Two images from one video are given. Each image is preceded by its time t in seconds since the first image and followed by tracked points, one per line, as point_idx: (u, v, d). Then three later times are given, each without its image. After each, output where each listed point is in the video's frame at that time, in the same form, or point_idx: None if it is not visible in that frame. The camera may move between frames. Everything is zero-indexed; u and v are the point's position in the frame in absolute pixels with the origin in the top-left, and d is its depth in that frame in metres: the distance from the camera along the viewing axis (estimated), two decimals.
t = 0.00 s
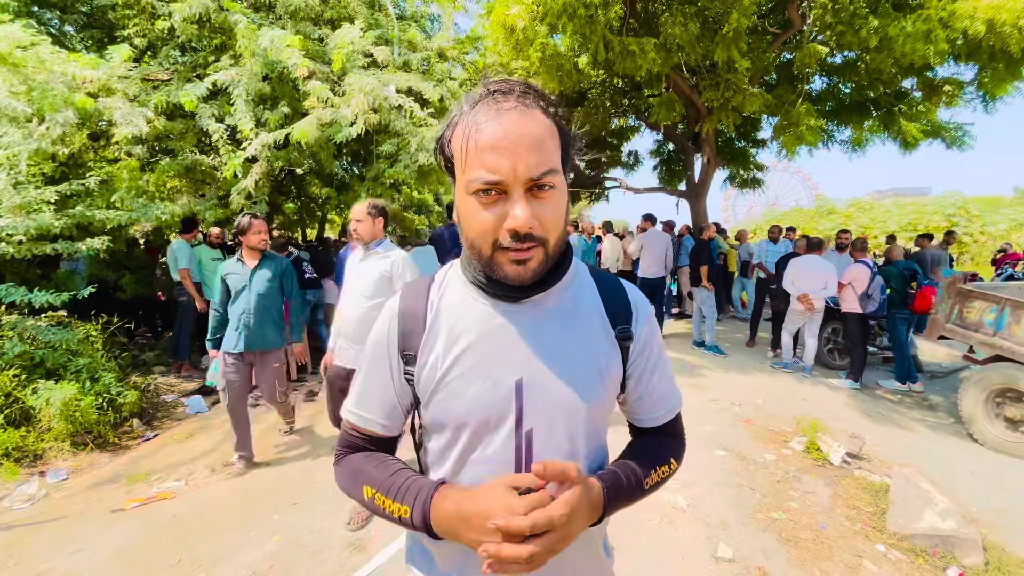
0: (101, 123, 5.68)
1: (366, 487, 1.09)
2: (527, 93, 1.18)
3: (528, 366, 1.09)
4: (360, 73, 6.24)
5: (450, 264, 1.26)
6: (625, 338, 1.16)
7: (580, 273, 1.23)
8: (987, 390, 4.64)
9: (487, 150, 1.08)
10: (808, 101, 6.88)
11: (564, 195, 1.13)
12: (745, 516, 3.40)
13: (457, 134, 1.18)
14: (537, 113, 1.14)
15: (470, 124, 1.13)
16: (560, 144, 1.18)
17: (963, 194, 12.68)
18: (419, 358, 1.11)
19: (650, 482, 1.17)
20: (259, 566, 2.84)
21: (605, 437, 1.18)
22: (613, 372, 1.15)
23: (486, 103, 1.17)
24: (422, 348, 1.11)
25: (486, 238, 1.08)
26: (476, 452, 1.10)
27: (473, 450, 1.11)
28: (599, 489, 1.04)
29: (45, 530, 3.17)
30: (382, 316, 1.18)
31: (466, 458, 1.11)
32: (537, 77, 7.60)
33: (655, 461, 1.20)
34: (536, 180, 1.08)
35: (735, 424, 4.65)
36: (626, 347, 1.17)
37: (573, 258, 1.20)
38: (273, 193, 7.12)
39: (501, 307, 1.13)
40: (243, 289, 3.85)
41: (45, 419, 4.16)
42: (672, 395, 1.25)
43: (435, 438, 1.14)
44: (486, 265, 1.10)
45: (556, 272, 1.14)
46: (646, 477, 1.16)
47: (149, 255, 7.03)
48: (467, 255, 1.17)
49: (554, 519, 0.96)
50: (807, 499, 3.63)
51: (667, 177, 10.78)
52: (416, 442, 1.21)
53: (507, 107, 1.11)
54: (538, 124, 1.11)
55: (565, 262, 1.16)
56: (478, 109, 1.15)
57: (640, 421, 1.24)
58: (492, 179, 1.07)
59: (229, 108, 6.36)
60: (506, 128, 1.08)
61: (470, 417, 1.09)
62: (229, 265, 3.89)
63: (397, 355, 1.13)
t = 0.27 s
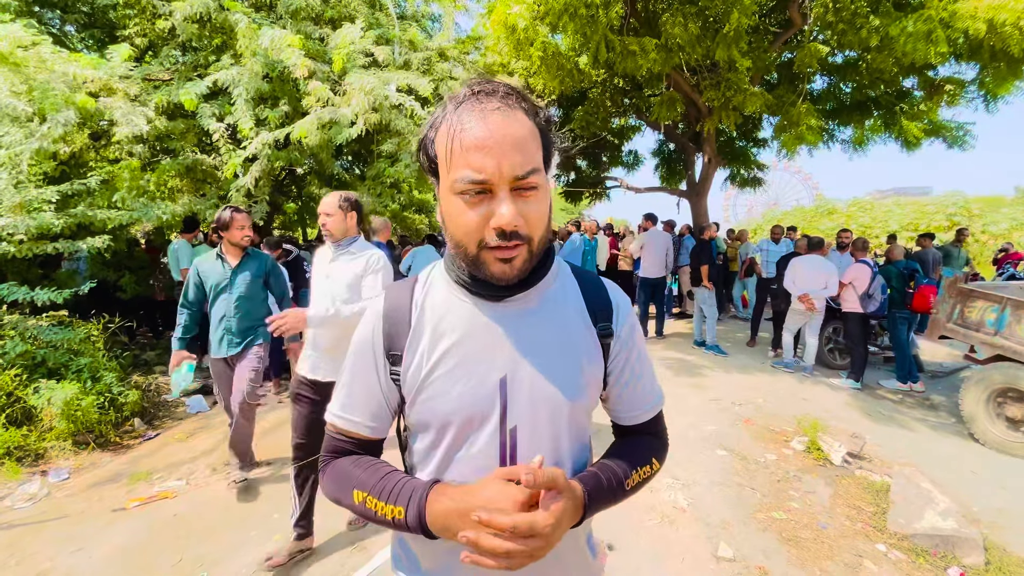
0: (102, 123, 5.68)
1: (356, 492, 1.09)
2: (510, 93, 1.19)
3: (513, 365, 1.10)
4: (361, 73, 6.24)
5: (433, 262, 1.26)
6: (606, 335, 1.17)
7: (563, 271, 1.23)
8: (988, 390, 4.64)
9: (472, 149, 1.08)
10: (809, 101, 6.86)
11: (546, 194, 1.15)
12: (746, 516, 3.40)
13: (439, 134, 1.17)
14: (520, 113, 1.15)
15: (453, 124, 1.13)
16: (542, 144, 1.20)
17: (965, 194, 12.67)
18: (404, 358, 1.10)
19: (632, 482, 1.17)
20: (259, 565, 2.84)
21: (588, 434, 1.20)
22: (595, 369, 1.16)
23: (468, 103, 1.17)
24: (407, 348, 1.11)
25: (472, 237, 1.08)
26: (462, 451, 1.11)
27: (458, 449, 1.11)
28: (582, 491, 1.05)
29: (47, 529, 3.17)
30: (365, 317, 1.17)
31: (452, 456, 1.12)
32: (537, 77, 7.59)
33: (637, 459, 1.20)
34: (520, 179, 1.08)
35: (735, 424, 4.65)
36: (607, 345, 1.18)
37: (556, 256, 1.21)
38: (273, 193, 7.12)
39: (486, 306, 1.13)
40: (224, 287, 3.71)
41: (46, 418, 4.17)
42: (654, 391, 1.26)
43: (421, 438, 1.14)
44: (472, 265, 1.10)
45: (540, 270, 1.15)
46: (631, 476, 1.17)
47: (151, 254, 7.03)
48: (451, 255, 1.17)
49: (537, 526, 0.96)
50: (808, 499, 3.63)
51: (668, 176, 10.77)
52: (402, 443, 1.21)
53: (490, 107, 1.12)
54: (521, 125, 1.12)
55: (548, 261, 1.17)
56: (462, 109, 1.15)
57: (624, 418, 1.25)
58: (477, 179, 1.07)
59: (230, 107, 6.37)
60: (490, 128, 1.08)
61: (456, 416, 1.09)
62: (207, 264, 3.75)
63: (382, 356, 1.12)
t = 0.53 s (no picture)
0: (104, 122, 5.69)
1: (345, 492, 1.06)
2: (502, 95, 1.21)
3: (503, 357, 1.10)
4: (361, 72, 6.24)
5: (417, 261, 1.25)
6: (591, 327, 1.20)
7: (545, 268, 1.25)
8: (990, 390, 4.63)
9: (474, 147, 1.09)
10: (810, 100, 6.85)
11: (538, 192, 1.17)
12: (747, 515, 3.40)
13: (435, 133, 1.17)
14: (514, 114, 1.17)
15: (451, 123, 1.13)
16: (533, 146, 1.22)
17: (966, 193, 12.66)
18: (391, 354, 1.09)
19: (622, 468, 1.18)
20: (260, 564, 2.84)
21: (575, 427, 1.20)
22: (582, 361, 1.18)
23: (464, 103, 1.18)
24: (396, 344, 1.09)
25: (474, 233, 1.08)
26: (452, 445, 1.10)
27: (448, 443, 1.10)
28: (570, 474, 1.06)
29: (49, 528, 3.18)
30: (350, 316, 1.14)
31: (441, 452, 1.10)
32: (539, 76, 7.58)
33: (626, 447, 1.21)
34: (520, 176, 1.10)
35: (736, 423, 4.65)
36: (592, 336, 1.20)
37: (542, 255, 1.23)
38: (275, 192, 7.14)
39: (475, 302, 1.13)
40: (205, 294, 3.23)
41: (48, 417, 4.19)
42: (638, 382, 1.27)
43: (408, 434, 1.12)
44: (474, 261, 1.10)
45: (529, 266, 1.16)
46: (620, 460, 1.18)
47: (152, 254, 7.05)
48: (448, 252, 1.17)
49: (530, 505, 0.97)
50: (809, 499, 3.63)
51: (669, 176, 10.76)
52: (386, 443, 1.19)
53: (486, 107, 1.13)
54: (517, 125, 1.14)
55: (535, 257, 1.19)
56: (456, 109, 1.15)
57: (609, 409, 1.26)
58: (481, 175, 1.07)
59: (231, 107, 6.38)
60: (488, 126, 1.09)
61: (446, 410, 1.08)
62: (188, 267, 3.27)
63: (369, 352, 1.11)
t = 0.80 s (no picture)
0: (105, 121, 5.70)
1: (327, 468, 1.02)
2: (486, 101, 1.22)
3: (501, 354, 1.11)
4: (362, 71, 6.24)
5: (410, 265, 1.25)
6: (582, 324, 1.23)
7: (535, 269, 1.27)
8: (991, 389, 4.63)
9: (456, 149, 1.09)
10: (812, 99, 6.83)
11: (525, 193, 1.17)
12: (748, 514, 3.40)
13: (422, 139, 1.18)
14: (500, 118, 1.18)
15: (437, 128, 1.14)
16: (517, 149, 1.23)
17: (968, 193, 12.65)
18: (390, 353, 1.08)
19: (608, 463, 1.25)
20: (261, 563, 2.84)
21: (569, 422, 1.22)
22: (576, 358, 1.20)
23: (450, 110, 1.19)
24: (393, 343, 1.09)
25: (460, 233, 1.08)
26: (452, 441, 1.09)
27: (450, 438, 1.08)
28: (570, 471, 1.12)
29: (51, 526, 3.19)
30: (344, 318, 1.14)
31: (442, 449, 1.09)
32: (540, 75, 7.57)
33: (612, 442, 1.28)
34: (504, 176, 1.10)
35: (736, 422, 4.65)
36: (584, 335, 1.24)
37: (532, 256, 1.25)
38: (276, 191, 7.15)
39: (470, 300, 1.14)
40: (190, 286, 3.20)
41: (51, 416, 4.20)
42: (620, 380, 1.33)
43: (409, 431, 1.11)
44: (460, 261, 1.10)
45: (520, 264, 1.17)
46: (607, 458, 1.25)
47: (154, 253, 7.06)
48: (438, 254, 1.17)
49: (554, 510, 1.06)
50: (810, 498, 3.63)
51: (670, 175, 10.75)
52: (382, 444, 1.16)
53: (471, 112, 1.14)
54: (501, 128, 1.15)
55: (526, 257, 1.20)
56: (443, 114, 1.17)
57: (593, 409, 1.31)
58: (462, 176, 1.07)
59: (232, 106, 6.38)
60: (471, 129, 1.10)
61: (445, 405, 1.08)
62: (173, 259, 3.25)
63: (366, 351, 1.10)
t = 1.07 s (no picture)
0: (107, 120, 5.70)
1: (329, 440, 1.01)
2: (476, 102, 1.20)
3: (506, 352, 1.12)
4: (363, 70, 6.24)
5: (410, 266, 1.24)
6: (581, 323, 1.24)
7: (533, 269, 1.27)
8: (992, 389, 4.63)
9: (439, 153, 1.08)
10: (814, 98, 6.83)
11: (516, 192, 1.16)
12: (748, 513, 3.40)
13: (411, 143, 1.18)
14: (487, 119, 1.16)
15: (423, 133, 1.14)
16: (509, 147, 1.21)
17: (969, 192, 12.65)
18: (397, 353, 1.08)
19: (608, 455, 1.27)
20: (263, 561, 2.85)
21: (566, 417, 1.23)
22: (575, 355, 1.21)
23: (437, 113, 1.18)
24: (399, 342, 1.08)
25: (448, 236, 1.08)
26: (457, 439, 1.08)
27: (457, 435, 1.08)
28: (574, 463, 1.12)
29: (53, 524, 3.20)
30: (346, 318, 1.12)
31: (449, 446, 1.08)
32: (541, 74, 7.56)
33: (610, 435, 1.30)
34: (492, 177, 1.09)
35: (737, 422, 4.65)
36: (582, 334, 1.24)
37: (530, 257, 1.24)
38: (277, 189, 7.16)
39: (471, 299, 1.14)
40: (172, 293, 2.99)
41: (52, 414, 4.21)
42: (617, 375, 1.33)
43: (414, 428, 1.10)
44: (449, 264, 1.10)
45: (516, 265, 1.17)
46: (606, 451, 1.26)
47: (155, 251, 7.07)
48: (431, 256, 1.17)
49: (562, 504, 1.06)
50: (810, 497, 3.63)
51: (671, 174, 10.74)
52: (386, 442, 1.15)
53: (457, 114, 1.13)
54: (488, 127, 1.12)
55: (522, 256, 1.19)
56: (430, 118, 1.16)
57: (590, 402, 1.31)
58: (444, 179, 1.06)
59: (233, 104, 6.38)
60: (457, 132, 1.09)
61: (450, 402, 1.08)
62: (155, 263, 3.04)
63: (372, 348, 1.08)
